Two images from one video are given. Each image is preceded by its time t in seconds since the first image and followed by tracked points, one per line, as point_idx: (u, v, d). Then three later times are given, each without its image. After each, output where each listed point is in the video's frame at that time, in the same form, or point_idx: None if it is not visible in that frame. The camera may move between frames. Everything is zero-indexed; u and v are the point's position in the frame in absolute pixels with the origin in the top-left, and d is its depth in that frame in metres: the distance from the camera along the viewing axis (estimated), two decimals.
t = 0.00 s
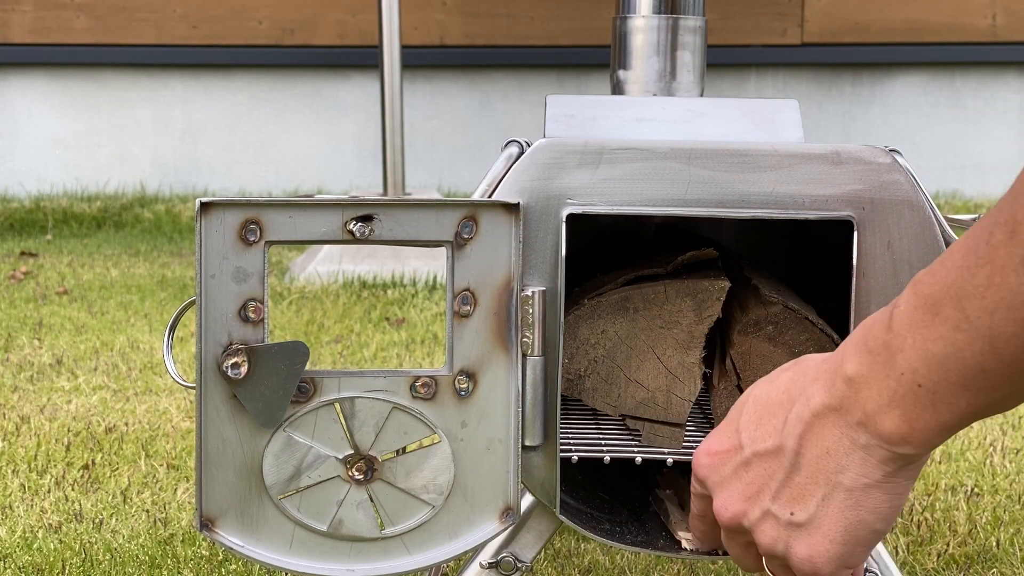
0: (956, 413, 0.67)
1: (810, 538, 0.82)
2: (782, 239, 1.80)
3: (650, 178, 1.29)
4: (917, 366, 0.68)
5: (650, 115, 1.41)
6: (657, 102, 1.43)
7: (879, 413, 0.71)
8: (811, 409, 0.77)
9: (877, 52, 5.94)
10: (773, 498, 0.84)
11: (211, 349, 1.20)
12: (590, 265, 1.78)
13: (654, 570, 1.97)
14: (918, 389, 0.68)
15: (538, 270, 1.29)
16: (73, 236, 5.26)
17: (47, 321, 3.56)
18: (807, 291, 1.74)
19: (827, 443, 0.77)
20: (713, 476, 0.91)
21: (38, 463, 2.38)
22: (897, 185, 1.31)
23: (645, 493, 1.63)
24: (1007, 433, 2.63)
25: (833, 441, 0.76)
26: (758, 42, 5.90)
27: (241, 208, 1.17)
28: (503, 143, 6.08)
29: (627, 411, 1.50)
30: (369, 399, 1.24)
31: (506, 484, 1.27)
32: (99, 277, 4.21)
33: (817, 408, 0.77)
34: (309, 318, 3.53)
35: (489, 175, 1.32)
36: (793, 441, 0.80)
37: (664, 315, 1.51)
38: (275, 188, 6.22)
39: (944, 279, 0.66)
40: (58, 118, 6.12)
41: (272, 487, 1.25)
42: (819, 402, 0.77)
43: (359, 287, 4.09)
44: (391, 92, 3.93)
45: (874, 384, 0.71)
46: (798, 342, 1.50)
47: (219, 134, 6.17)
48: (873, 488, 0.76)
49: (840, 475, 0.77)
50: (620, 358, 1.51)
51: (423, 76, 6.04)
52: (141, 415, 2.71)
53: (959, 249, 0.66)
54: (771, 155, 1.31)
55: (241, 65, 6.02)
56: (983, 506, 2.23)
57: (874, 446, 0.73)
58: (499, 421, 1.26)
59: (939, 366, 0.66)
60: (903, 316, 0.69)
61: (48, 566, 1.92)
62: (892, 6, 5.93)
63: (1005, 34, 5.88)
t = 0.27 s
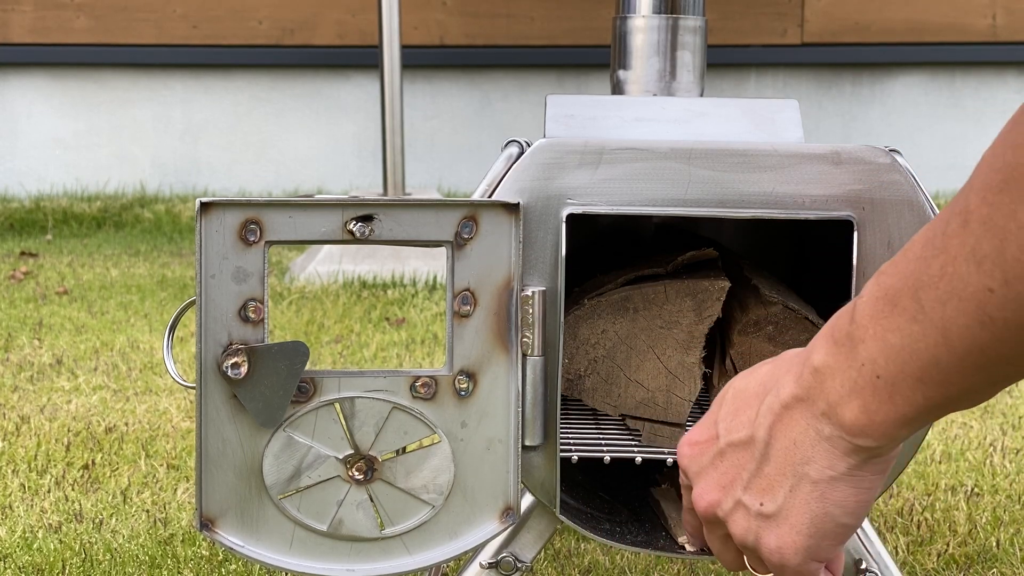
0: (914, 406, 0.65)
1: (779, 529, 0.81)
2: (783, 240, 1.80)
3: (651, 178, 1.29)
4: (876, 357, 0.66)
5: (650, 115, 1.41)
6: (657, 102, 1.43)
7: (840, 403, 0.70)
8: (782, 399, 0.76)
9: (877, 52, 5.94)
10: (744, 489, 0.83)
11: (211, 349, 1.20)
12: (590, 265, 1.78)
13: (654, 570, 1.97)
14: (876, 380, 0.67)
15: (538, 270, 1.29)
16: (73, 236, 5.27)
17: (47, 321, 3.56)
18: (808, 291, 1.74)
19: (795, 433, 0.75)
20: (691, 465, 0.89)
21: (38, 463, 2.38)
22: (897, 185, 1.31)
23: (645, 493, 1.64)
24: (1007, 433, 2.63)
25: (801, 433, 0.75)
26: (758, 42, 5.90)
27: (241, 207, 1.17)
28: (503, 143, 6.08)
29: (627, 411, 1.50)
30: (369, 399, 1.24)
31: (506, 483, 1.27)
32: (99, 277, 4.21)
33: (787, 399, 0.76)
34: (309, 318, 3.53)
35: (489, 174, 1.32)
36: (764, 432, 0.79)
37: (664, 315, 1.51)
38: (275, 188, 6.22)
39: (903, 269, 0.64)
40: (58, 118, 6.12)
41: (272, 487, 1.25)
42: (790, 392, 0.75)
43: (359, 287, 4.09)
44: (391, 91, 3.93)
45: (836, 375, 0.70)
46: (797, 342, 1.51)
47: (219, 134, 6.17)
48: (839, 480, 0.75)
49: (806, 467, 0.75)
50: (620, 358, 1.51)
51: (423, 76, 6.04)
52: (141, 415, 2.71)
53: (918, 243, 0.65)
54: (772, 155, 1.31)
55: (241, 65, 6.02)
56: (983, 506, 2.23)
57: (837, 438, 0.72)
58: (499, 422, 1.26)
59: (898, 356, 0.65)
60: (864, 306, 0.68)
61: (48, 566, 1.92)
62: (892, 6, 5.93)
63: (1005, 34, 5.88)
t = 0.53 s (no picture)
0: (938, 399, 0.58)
1: (791, 526, 0.67)
2: (783, 241, 1.80)
3: (651, 178, 1.29)
4: (895, 350, 0.58)
5: (650, 115, 1.41)
6: (657, 102, 1.43)
7: (860, 395, 0.61)
8: (792, 387, 0.65)
9: (877, 52, 5.94)
10: (751, 483, 0.69)
11: (211, 349, 1.20)
12: (590, 265, 1.78)
13: (655, 570, 1.97)
14: (896, 373, 0.59)
15: (538, 270, 1.29)
16: (73, 236, 5.27)
17: (47, 321, 3.56)
18: (808, 292, 1.74)
19: (808, 427, 0.64)
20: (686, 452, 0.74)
21: (38, 463, 2.38)
22: (897, 185, 1.31)
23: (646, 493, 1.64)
24: (1007, 433, 2.63)
25: (812, 428, 0.64)
26: (758, 42, 5.90)
27: (241, 207, 1.18)
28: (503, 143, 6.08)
29: (627, 411, 1.50)
30: (369, 399, 1.24)
31: (506, 483, 1.27)
32: (99, 277, 4.21)
33: (798, 388, 0.65)
34: (309, 318, 3.53)
35: (489, 174, 1.32)
36: (772, 424, 0.66)
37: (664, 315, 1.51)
38: (275, 188, 6.22)
39: (925, 253, 0.57)
40: (58, 117, 6.12)
41: (272, 487, 1.25)
42: (800, 380, 0.65)
43: (359, 287, 4.09)
44: (391, 92, 3.93)
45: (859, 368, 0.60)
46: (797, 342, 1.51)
47: (219, 134, 6.17)
48: (858, 478, 0.63)
49: (819, 462, 0.64)
50: (620, 358, 1.51)
51: (423, 76, 6.04)
52: (141, 415, 2.71)
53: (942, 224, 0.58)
54: (772, 155, 1.31)
55: (241, 65, 6.02)
56: (983, 506, 2.23)
57: (855, 433, 0.62)
58: (499, 422, 1.26)
59: (922, 348, 0.57)
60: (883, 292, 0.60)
61: (48, 566, 1.92)
62: (892, 6, 5.93)
63: (1005, 34, 5.88)
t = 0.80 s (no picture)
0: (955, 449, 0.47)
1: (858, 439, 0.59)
2: (783, 242, 1.81)
3: (651, 178, 1.29)
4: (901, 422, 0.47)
5: (650, 116, 1.41)
6: (657, 102, 1.43)
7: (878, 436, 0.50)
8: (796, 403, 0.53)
9: (877, 52, 5.94)
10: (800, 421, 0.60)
11: (211, 349, 1.20)
12: (590, 265, 1.78)
13: (654, 571, 1.97)
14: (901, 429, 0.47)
15: (538, 270, 1.29)
16: (73, 236, 5.27)
17: (47, 321, 3.56)
18: (808, 292, 1.74)
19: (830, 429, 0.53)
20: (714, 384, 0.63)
21: (38, 463, 2.38)
22: (897, 185, 1.31)
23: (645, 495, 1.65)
24: (1006, 433, 2.63)
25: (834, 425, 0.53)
26: (758, 42, 5.90)
27: (241, 207, 1.18)
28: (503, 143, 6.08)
29: (627, 411, 1.50)
30: (369, 399, 1.24)
31: (507, 483, 1.27)
32: (99, 277, 4.21)
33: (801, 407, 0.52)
34: (309, 318, 3.53)
35: (489, 175, 1.32)
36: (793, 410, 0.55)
37: (664, 315, 1.51)
38: (275, 188, 6.22)
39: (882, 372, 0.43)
40: (58, 117, 6.12)
41: (272, 487, 1.25)
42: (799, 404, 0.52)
43: (359, 287, 4.09)
44: (391, 91, 3.93)
45: None
46: (798, 342, 1.51)
47: (218, 134, 6.17)
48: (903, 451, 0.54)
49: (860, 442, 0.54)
50: (620, 357, 1.51)
51: (423, 76, 6.04)
52: (142, 415, 2.71)
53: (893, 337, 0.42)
54: (772, 155, 1.31)
55: (241, 65, 6.02)
56: (983, 506, 2.23)
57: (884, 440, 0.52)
58: (499, 422, 1.26)
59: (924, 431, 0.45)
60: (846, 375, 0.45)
61: (48, 566, 1.92)
62: (892, 7, 5.93)
63: (1005, 34, 5.88)
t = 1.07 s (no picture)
0: None
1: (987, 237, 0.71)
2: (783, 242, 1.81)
3: (650, 177, 1.29)
4: None
5: (650, 115, 1.41)
6: (657, 102, 1.43)
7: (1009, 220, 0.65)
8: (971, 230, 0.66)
9: (877, 52, 5.94)
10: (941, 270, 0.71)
11: (211, 349, 1.20)
12: (590, 265, 1.78)
13: (654, 571, 1.97)
14: None
15: (538, 270, 1.29)
16: (73, 236, 5.27)
17: (47, 321, 3.56)
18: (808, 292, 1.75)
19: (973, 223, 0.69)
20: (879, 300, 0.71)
21: (38, 462, 2.38)
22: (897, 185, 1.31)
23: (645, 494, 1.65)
24: (1007, 433, 2.63)
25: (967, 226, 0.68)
26: (757, 42, 5.91)
27: (241, 207, 1.18)
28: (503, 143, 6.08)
29: (627, 411, 1.50)
30: (369, 399, 1.24)
31: (506, 483, 1.27)
32: (98, 277, 4.21)
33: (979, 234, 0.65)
34: (309, 318, 3.53)
35: (489, 175, 1.33)
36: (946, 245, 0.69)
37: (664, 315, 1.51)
38: (275, 188, 6.23)
39: None
40: (58, 117, 6.12)
41: (272, 487, 1.25)
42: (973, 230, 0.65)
43: (359, 287, 4.09)
44: (391, 91, 3.93)
45: (978, 184, 0.72)
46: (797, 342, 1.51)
47: (219, 134, 6.17)
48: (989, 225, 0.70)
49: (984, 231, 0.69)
50: (620, 357, 1.51)
51: (423, 76, 6.04)
52: (141, 415, 2.71)
53: None
54: (771, 154, 1.31)
55: (241, 65, 6.02)
56: (983, 506, 2.23)
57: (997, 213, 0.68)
58: (499, 421, 1.26)
59: None
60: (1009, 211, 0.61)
61: (48, 567, 1.92)
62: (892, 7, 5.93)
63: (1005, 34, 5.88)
